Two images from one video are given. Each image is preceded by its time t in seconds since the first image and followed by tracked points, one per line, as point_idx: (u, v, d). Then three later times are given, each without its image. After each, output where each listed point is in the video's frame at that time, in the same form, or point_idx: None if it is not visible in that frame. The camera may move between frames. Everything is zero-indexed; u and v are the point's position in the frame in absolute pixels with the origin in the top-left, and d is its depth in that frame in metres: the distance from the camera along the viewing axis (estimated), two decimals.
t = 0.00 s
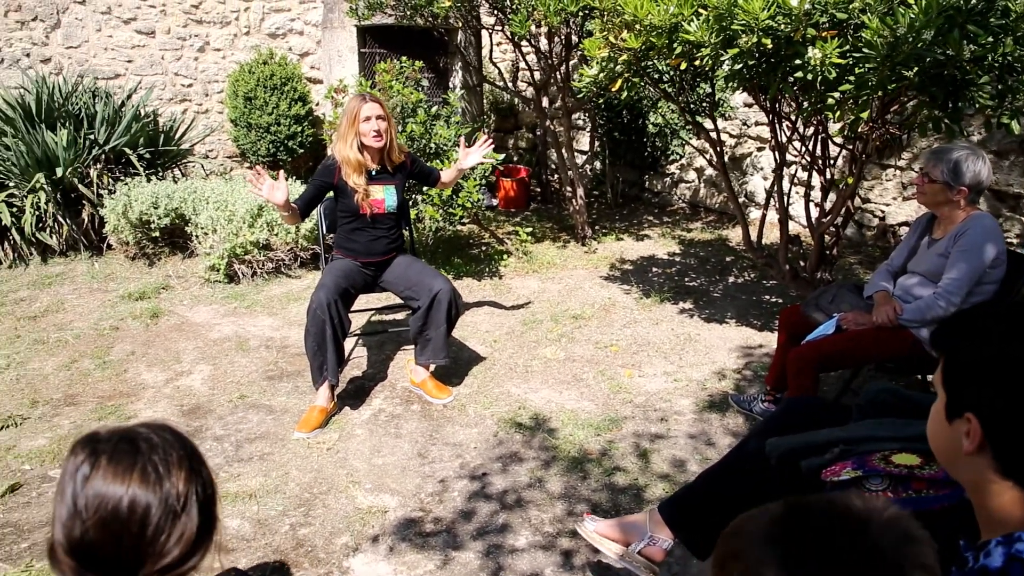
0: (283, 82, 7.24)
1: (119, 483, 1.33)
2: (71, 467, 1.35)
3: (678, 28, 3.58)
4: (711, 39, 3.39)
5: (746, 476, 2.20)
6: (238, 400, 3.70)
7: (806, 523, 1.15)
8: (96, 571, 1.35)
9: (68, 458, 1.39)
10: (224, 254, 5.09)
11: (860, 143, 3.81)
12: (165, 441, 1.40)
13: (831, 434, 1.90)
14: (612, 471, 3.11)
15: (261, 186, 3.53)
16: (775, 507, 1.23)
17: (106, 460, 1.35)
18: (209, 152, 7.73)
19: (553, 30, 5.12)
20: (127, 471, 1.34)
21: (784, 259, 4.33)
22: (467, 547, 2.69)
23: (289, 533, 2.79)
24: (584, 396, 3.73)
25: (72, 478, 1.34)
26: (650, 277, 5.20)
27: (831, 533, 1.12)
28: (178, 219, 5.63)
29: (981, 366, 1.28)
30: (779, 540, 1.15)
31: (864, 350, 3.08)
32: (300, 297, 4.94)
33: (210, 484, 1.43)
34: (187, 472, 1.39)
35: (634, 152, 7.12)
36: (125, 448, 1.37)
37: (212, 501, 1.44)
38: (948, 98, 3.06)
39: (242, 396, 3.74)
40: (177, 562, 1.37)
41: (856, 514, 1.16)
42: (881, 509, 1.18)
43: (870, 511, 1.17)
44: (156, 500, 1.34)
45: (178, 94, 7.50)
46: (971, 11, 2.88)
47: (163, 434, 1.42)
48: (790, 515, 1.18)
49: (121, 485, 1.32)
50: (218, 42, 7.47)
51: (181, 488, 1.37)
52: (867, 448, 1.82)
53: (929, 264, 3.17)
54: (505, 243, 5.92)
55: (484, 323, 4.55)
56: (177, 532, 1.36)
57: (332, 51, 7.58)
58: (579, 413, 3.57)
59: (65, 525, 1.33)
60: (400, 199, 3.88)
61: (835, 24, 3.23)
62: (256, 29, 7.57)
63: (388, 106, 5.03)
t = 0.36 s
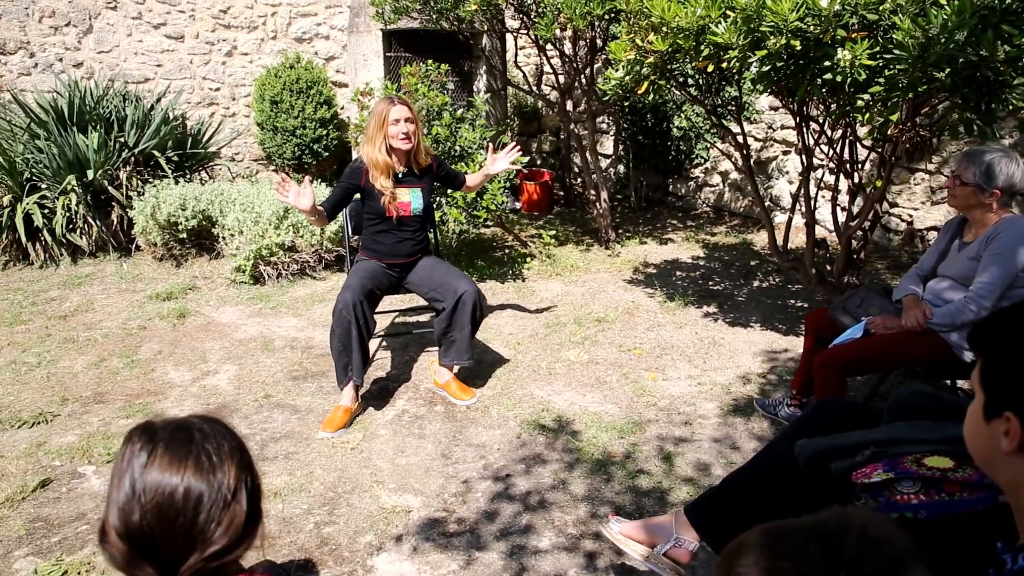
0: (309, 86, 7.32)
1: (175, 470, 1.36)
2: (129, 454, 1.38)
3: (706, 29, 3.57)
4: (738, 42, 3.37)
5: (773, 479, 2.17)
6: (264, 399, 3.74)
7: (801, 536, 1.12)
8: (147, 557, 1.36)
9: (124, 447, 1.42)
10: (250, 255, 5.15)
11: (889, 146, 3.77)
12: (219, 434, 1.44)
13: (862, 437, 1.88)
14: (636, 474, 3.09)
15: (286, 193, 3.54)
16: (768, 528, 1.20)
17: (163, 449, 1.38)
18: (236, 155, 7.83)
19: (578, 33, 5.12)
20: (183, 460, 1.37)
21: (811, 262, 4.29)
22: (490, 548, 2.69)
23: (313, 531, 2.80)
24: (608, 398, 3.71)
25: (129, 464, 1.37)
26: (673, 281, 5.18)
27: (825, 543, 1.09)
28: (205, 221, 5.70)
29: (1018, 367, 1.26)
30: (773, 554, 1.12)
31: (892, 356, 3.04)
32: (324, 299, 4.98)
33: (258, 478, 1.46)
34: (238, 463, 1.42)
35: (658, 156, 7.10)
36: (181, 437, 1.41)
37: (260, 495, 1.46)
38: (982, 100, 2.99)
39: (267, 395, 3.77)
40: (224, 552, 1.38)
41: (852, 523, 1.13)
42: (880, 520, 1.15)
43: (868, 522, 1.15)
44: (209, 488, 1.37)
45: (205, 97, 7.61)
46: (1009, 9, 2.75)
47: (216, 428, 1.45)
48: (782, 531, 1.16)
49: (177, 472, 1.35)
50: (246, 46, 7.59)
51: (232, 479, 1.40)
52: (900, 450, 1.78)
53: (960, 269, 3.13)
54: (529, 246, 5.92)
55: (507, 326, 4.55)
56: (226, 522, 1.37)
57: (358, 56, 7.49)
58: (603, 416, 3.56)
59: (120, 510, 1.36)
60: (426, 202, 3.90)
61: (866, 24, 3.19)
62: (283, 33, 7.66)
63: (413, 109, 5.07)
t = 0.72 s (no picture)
0: (317, 86, 7.35)
1: (204, 456, 1.37)
2: (160, 437, 1.40)
3: (717, 30, 3.57)
4: (749, 42, 3.37)
5: (784, 479, 2.16)
6: (271, 397, 3.73)
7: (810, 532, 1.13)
8: (170, 542, 1.37)
9: (157, 430, 1.44)
10: (258, 254, 5.16)
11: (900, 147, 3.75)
12: (248, 424, 1.46)
13: (875, 436, 1.87)
14: (644, 475, 3.08)
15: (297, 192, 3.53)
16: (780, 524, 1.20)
17: (193, 435, 1.40)
18: (244, 155, 7.87)
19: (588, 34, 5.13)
20: (211, 448, 1.38)
21: (819, 265, 4.27)
22: (497, 547, 2.68)
23: (320, 529, 2.80)
24: (615, 399, 3.70)
25: (160, 447, 1.39)
26: (681, 283, 5.17)
27: (840, 539, 1.09)
28: (213, 220, 5.71)
29: None
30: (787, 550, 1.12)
31: (902, 358, 3.02)
32: (331, 298, 4.98)
33: (282, 471, 1.47)
34: (264, 455, 1.43)
35: (665, 158, 7.10)
36: (211, 424, 1.42)
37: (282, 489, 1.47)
38: (994, 100, 2.98)
39: (274, 394, 3.77)
40: (244, 541, 1.38)
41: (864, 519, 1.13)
42: (893, 515, 1.15)
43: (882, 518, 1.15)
44: (236, 476, 1.38)
45: (214, 98, 7.65)
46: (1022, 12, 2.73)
47: (246, 418, 1.47)
48: (798, 525, 1.16)
49: (204, 460, 1.36)
50: (255, 47, 7.63)
51: (257, 471, 1.41)
52: (911, 450, 1.75)
53: (972, 271, 3.11)
54: (536, 247, 5.92)
55: (514, 326, 4.55)
56: (247, 514, 1.38)
57: (367, 56, 7.56)
58: (610, 417, 3.55)
59: (149, 493, 1.37)
60: (435, 202, 3.90)
61: (877, 25, 3.19)
62: (292, 34, 7.69)
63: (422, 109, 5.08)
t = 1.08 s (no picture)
0: (328, 89, 7.38)
1: (219, 451, 1.37)
2: (174, 434, 1.40)
3: (729, 31, 3.55)
4: (762, 43, 3.35)
5: (798, 482, 2.14)
6: (281, 398, 3.73)
7: (858, 514, 1.13)
8: (188, 538, 1.37)
9: (170, 427, 1.43)
10: (268, 256, 5.17)
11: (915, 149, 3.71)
12: (262, 418, 1.45)
13: (892, 438, 1.85)
14: (655, 478, 3.06)
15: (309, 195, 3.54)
16: (824, 506, 1.21)
17: (207, 430, 1.39)
18: (254, 157, 7.91)
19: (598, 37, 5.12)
20: (226, 443, 1.38)
21: (832, 268, 4.24)
22: (507, 549, 2.66)
23: (329, 529, 2.79)
24: (625, 402, 3.68)
25: (174, 443, 1.38)
26: (692, 286, 5.14)
27: (894, 517, 1.10)
28: (224, 222, 5.73)
29: None
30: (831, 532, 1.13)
31: (917, 360, 2.99)
32: (341, 300, 4.99)
33: (297, 465, 1.46)
34: (280, 450, 1.42)
35: (676, 162, 7.08)
36: (225, 419, 1.41)
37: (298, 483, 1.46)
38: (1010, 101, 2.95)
39: (284, 394, 3.77)
40: (262, 535, 1.38)
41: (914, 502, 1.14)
42: (946, 500, 1.15)
43: (932, 503, 1.15)
44: (251, 471, 1.37)
45: (225, 100, 7.69)
46: None
47: (260, 412, 1.46)
48: (850, 506, 1.16)
49: (220, 455, 1.36)
50: (266, 50, 7.65)
51: (273, 465, 1.40)
52: (929, 452, 1.74)
53: (988, 273, 3.08)
54: (546, 250, 5.92)
55: (524, 329, 4.54)
56: (264, 508, 1.38)
57: (377, 59, 7.65)
58: (621, 420, 3.53)
59: (164, 489, 1.37)
60: (446, 203, 3.89)
61: (891, 26, 3.16)
62: (303, 37, 7.71)
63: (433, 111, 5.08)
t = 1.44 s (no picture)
0: (338, 92, 7.41)
1: (222, 448, 1.37)
2: (177, 432, 1.40)
3: (740, 30, 3.53)
4: (774, 42, 3.33)
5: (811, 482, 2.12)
6: (292, 400, 3.74)
7: (883, 510, 1.17)
8: (197, 535, 1.37)
9: (172, 425, 1.43)
10: (279, 258, 5.19)
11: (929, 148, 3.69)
12: (265, 413, 1.44)
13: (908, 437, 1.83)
14: (667, 479, 3.04)
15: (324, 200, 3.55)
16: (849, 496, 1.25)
17: (210, 427, 1.39)
18: (265, 161, 7.95)
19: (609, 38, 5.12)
20: (229, 439, 1.38)
21: (844, 268, 4.21)
22: (519, 550, 2.65)
23: (341, 531, 2.79)
24: (637, 404, 3.67)
25: (177, 442, 1.38)
26: (703, 288, 5.12)
27: (920, 513, 1.14)
28: (235, 225, 5.76)
29: None
30: (854, 525, 1.18)
31: (931, 361, 2.97)
32: (352, 302, 5.00)
33: (302, 459, 1.46)
34: (283, 444, 1.42)
35: (686, 163, 7.06)
36: (227, 415, 1.41)
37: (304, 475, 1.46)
38: None
39: (296, 396, 3.78)
40: (270, 529, 1.38)
41: (939, 498, 1.16)
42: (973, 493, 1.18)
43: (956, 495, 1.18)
44: (255, 467, 1.37)
45: (236, 104, 7.73)
46: None
47: (262, 407, 1.46)
48: (876, 499, 1.20)
49: (223, 452, 1.36)
50: (277, 54, 7.68)
51: (277, 459, 1.40)
52: (946, 451, 1.72)
53: (1004, 273, 3.05)
54: (556, 252, 5.92)
55: (535, 331, 4.53)
56: (271, 501, 1.38)
57: (387, 62, 7.54)
58: (632, 421, 3.51)
59: (170, 488, 1.37)
60: (456, 205, 3.89)
61: (905, 23, 3.13)
62: (313, 41, 7.73)
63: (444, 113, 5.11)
